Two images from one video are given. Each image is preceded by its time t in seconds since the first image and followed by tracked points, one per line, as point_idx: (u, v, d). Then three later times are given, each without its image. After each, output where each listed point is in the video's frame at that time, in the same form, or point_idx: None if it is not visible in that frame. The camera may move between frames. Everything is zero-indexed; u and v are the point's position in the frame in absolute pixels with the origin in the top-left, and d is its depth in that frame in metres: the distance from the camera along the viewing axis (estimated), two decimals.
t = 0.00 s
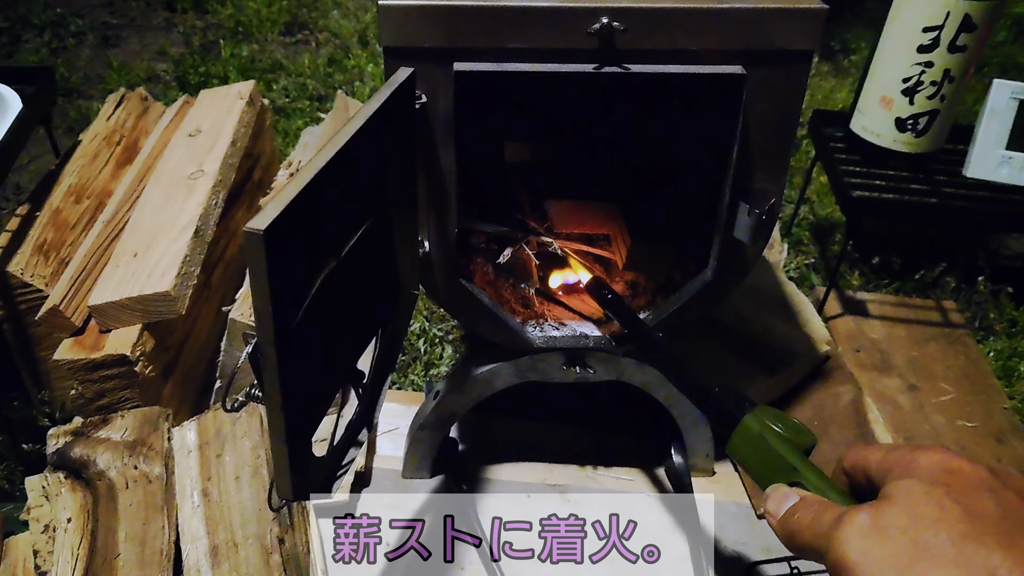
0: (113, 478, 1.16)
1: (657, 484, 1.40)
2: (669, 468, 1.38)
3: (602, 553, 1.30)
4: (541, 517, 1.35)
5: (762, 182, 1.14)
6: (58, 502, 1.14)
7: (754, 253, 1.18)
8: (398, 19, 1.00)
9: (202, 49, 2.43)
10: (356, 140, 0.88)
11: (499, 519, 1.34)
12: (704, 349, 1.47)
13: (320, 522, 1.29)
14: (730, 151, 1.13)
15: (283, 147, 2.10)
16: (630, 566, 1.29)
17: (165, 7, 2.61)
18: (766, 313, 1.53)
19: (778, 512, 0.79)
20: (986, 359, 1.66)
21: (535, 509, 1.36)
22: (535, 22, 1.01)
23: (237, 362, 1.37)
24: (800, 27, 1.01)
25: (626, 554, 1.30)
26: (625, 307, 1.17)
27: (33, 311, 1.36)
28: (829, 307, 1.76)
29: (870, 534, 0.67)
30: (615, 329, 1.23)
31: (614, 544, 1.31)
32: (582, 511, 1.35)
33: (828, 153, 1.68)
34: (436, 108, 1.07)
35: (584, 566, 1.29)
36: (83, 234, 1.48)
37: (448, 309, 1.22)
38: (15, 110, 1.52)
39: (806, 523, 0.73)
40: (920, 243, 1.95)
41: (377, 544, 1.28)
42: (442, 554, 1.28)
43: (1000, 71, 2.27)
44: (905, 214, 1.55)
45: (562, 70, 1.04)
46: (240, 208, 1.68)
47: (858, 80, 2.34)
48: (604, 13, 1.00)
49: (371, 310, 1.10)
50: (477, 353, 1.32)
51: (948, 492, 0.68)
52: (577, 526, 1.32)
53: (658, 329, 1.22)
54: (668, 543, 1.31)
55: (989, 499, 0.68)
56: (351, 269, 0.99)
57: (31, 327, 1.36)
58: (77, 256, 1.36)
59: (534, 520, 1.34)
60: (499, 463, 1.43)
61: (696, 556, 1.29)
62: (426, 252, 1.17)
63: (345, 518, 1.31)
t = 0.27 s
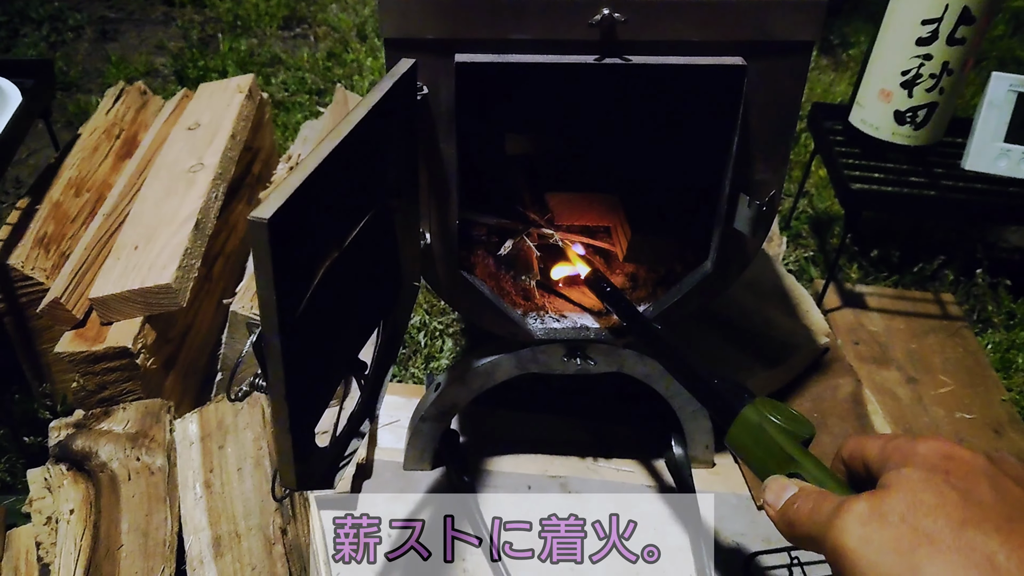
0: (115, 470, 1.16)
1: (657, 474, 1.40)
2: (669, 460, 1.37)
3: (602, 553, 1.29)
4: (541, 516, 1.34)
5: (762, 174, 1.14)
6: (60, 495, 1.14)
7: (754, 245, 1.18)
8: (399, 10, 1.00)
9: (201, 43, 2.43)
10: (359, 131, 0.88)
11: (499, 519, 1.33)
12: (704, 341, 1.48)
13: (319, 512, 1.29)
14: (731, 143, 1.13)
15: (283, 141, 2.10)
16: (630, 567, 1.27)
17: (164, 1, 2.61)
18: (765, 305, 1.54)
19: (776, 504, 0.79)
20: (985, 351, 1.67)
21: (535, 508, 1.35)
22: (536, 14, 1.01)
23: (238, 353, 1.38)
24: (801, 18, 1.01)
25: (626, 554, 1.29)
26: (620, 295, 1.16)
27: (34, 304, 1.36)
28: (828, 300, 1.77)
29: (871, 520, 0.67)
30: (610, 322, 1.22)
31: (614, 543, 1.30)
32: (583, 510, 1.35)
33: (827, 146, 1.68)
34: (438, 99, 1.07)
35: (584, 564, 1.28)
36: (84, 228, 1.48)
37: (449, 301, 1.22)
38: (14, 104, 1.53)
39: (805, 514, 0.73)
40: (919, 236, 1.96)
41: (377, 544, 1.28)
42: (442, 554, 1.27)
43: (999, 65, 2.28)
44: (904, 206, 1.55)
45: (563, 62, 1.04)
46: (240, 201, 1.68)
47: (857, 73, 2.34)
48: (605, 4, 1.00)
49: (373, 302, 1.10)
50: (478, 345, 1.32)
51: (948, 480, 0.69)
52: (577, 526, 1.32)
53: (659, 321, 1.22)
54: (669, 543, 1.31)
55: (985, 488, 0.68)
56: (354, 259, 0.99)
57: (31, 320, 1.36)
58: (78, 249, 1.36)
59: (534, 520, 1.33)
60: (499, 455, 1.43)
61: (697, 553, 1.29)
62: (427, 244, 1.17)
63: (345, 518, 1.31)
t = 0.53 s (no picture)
0: (115, 462, 1.17)
1: (654, 468, 1.41)
2: (665, 454, 1.38)
3: (602, 553, 1.29)
4: (540, 516, 1.34)
5: (760, 169, 1.15)
6: (60, 487, 1.13)
7: (752, 239, 1.19)
8: (399, 4, 1.00)
9: (199, 38, 2.43)
10: (359, 124, 0.89)
11: (499, 519, 1.33)
12: (702, 335, 1.48)
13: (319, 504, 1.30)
14: (729, 137, 1.14)
15: (281, 136, 2.10)
16: (629, 567, 1.28)
17: None
18: (762, 300, 1.54)
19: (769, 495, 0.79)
20: (981, 346, 1.68)
21: (534, 508, 1.35)
22: (534, 9, 1.02)
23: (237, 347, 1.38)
24: (797, 14, 1.01)
25: (626, 553, 1.29)
26: (618, 293, 1.16)
27: (33, 297, 1.36)
28: (825, 295, 1.77)
29: (862, 511, 0.68)
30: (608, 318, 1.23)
31: (614, 543, 1.30)
32: (583, 510, 1.35)
33: (824, 142, 1.69)
34: (437, 93, 1.07)
35: (582, 562, 1.28)
36: (83, 222, 1.48)
37: (448, 295, 1.22)
38: (14, 98, 1.53)
39: (798, 506, 0.74)
40: (916, 232, 1.97)
41: (377, 544, 1.28)
42: (442, 554, 1.28)
43: (995, 62, 2.29)
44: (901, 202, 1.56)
45: (563, 56, 1.04)
46: (239, 196, 1.68)
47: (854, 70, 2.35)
48: None
49: (372, 296, 1.11)
50: (476, 339, 1.33)
51: (942, 471, 0.69)
52: (577, 526, 1.32)
53: (657, 314, 1.23)
54: (667, 541, 1.31)
55: (977, 478, 0.69)
56: (353, 253, 1.00)
57: (31, 313, 1.36)
58: (77, 243, 1.36)
59: (534, 520, 1.33)
60: (497, 448, 1.44)
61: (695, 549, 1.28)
62: (426, 238, 1.18)
63: (345, 518, 1.31)
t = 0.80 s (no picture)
0: (118, 456, 1.18)
1: (652, 463, 1.42)
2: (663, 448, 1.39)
3: (602, 553, 1.29)
4: (541, 516, 1.34)
5: (757, 165, 1.16)
6: (64, 480, 1.15)
7: (749, 235, 1.20)
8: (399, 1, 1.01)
9: (198, 35, 2.43)
10: (360, 120, 0.89)
11: (499, 519, 1.33)
12: (700, 331, 1.50)
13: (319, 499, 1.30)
14: (726, 134, 1.15)
15: (281, 133, 2.10)
16: (628, 563, 1.28)
17: None
18: (759, 296, 1.56)
19: (767, 489, 0.81)
20: (976, 342, 1.69)
21: (534, 508, 1.35)
22: (534, 6, 1.02)
23: (239, 343, 1.39)
24: (795, 12, 1.02)
25: (626, 554, 1.29)
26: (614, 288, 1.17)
27: (35, 293, 1.37)
28: (822, 291, 1.79)
29: (859, 504, 0.68)
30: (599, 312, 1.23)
31: (614, 544, 1.30)
32: (583, 510, 1.35)
33: (821, 139, 1.70)
34: (438, 89, 1.08)
35: (581, 558, 1.29)
36: (84, 218, 1.48)
37: (447, 290, 1.23)
38: (15, 94, 1.54)
39: (796, 499, 0.75)
40: (912, 229, 1.98)
41: (377, 544, 1.28)
42: (442, 554, 1.28)
43: (991, 60, 2.30)
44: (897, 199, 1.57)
45: (562, 53, 1.05)
46: (239, 192, 1.68)
47: (851, 68, 2.36)
48: None
49: (372, 291, 1.12)
50: (475, 335, 1.34)
51: (938, 462, 0.70)
52: (577, 526, 1.32)
53: (655, 310, 1.24)
54: (665, 537, 1.32)
55: (971, 468, 0.70)
56: (355, 247, 1.01)
57: (33, 308, 1.37)
58: (79, 239, 1.37)
59: (534, 520, 1.33)
60: (496, 443, 1.45)
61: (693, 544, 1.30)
62: (426, 233, 1.19)
63: (346, 518, 1.31)
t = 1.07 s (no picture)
0: (118, 451, 1.18)
1: (651, 459, 1.43)
2: (661, 443, 1.40)
3: (602, 552, 1.28)
4: (540, 516, 1.33)
5: (755, 161, 1.16)
6: (63, 475, 1.15)
7: (748, 230, 1.20)
8: None
9: (197, 33, 2.44)
10: (361, 114, 0.90)
11: (498, 514, 1.33)
12: (698, 327, 1.50)
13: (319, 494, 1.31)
14: (724, 130, 1.15)
15: (280, 130, 2.10)
16: (626, 557, 1.28)
17: None
18: (758, 292, 1.56)
19: (768, 478, 0.81)
20: (974, 338, 1.69)
21: (533, 503, 1.35)
22: (533, 1, 1.03)
23: (239, 338, 1.40)
24: (793, 7, 1.03)
25: (626, 553, 1.29)
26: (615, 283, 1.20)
27: (35, 288, 1.37)
28: (819, 288, 1.79)
29: (859, 490, 0.69)
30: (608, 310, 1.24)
31: (613, 541, 1.30)
32: (582, 505, 1.35)
33: (819, 136, 1.70)
34: (437, 85, 1.08)
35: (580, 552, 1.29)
36: (83, 214, 1.49)
37: (446, 285, 1.24)
38: (15, 90, 1.52)
39: (796, 486, 0.75)
40: (909, 226, 1.99)
41: (377, 544, 1.28)
42: (442, 553, 1.27)
43: (989, 58, 2.31)
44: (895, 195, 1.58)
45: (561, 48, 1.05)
46: (238, 188, 1.68)
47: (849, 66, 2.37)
48: None
49: (372, 285, 1.12)
50: (474, 330, 1.34)
51: (938, 449, 0.71)
52: (576, 523, 1.32)
53: (654, 305, 1.24)
54: (663, 532, 1.32)
55: (969, 457, 0.70)
56: (355, 242, 1.01)
57: (33, 304, 1.37)
58: (79, 234, 1.37)
59: (534, 520, 1.33)
60: (495, 439, 1.45)
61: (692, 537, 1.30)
62: (426, 229, 1.18)
63: (345, 518, 1.31)
